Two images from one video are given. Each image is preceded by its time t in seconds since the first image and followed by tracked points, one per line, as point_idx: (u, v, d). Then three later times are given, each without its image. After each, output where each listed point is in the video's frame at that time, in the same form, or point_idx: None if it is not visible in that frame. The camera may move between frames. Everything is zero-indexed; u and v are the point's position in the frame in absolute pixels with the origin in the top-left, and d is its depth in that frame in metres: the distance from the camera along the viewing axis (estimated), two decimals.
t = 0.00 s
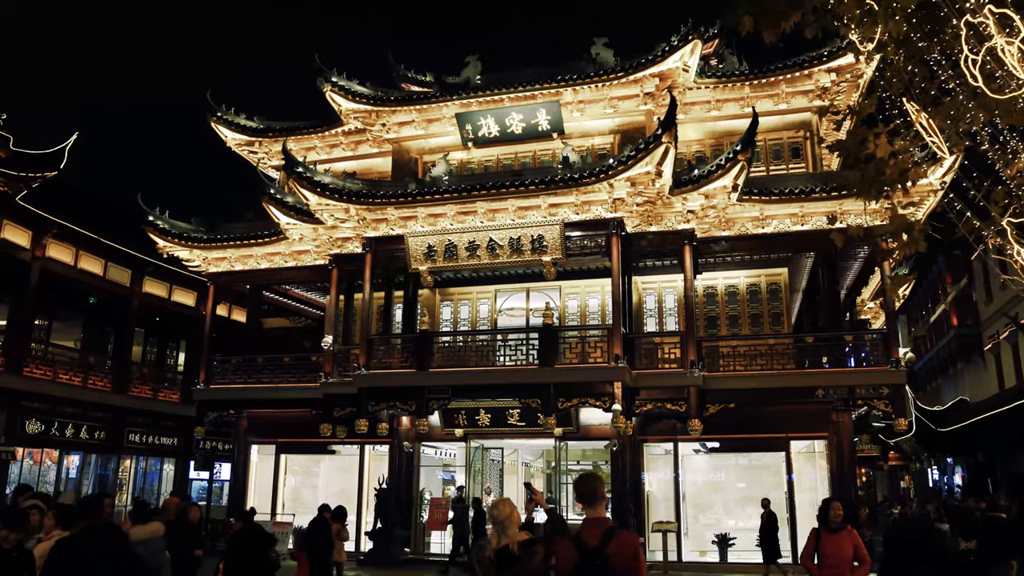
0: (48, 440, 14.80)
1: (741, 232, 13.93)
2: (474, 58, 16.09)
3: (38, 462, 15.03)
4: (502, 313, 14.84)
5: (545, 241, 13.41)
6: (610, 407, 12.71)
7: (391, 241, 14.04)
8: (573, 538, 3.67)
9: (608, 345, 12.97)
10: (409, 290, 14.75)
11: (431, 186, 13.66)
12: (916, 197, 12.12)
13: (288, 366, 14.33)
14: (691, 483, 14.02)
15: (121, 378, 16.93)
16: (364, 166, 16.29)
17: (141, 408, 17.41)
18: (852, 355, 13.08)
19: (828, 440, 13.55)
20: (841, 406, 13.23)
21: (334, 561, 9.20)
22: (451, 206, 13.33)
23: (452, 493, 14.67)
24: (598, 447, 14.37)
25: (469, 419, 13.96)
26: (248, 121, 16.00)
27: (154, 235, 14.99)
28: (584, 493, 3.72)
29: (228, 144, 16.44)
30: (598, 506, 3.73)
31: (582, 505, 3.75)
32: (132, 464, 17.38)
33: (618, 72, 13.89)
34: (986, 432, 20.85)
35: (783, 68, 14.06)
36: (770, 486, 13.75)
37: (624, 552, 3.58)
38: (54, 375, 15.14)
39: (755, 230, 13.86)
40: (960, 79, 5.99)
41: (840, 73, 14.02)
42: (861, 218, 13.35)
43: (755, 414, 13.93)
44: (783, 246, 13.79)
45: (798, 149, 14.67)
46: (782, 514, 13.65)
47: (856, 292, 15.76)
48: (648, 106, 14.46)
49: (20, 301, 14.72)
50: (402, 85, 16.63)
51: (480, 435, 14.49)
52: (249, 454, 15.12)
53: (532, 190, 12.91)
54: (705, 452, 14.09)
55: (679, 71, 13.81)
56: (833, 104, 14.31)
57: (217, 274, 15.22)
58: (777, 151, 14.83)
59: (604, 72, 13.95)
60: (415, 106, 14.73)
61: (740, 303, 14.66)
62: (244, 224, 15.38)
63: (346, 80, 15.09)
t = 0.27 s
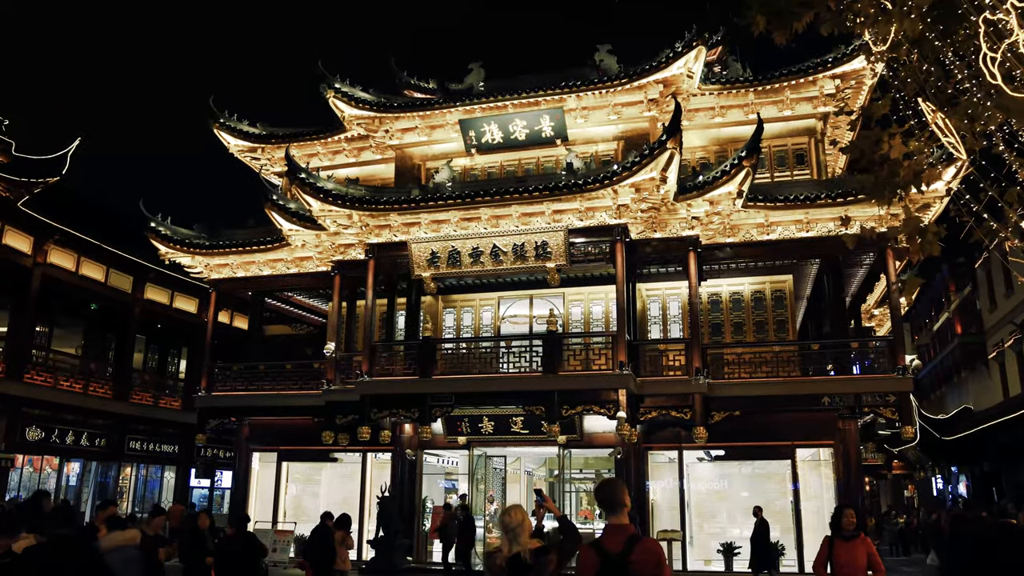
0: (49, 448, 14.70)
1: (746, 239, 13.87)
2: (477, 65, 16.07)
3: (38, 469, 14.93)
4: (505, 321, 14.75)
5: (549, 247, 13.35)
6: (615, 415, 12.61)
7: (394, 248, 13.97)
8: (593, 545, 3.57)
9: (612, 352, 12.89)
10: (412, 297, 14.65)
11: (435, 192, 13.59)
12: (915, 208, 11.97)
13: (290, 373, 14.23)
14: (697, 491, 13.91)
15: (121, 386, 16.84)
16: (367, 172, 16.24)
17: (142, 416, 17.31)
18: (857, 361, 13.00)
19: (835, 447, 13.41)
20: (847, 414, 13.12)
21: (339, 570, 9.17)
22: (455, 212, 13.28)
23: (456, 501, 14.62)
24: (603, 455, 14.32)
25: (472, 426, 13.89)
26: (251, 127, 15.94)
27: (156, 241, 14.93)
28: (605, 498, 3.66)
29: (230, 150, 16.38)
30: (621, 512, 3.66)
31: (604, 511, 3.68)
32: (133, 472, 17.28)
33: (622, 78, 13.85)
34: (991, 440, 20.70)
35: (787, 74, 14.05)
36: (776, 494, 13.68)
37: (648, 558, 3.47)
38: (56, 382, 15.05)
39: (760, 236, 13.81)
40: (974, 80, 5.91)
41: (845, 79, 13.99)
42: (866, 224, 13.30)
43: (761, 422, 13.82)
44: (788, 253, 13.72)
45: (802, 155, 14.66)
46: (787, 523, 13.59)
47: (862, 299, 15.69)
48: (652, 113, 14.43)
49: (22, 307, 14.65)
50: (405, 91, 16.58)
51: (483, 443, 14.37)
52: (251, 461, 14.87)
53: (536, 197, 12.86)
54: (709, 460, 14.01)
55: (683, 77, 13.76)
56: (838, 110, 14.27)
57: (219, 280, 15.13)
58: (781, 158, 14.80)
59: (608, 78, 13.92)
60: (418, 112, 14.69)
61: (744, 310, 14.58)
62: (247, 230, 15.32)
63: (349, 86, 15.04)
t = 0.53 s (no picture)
0: (50, 452, 14.57)
1: (752, 241, 13.77)
2: (480, 67, 15.98)
3: (39, 474, 14.80)
4: (510, 324, 14.63)
5: (554, 250, 13.25)
6: (621, 418, 12.50)
7: (397, 251, 13.86)
8: (612, 550, 3.49)
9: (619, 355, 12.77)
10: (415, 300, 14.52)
11: (439, 195, 13.49)
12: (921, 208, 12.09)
13: (293, 377, 14.11)
14: (704, 496, 13.77)
15: (123, 390, 16.72)
16: (370, 175, 16.14)
17: (143, 420, 17.18)
18: (865, 364, 12.90)
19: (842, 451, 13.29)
20: (856, 418, 13.01)
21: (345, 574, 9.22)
22: (459, 214, 13.18)
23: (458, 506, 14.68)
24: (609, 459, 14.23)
25: (476, 431, 13.89)
26: (253, 130, 15.82)
27: (158, 244, 14.81)
28: (627, 503, 3.58)
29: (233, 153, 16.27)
30: (644, 518, 3.57)
31: (625, 516, 3.60)
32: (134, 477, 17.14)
33: (627, 80, 13.77)
34: (997, 444, 20.54)
35: (792, 76, 13.97)
36: (785, 499, 13.52)
37: (670, 566, 3.39)
38: (57, 386, 14.93)
39: (766, 238, 13.70)
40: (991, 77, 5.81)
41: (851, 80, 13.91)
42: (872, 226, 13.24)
43: (767, 425, 13.69)
44: (795, 256, 13.63)
45: (808, 157, 14.56)
46: (795, 528, 13.44)
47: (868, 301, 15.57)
48: (657, 115, 14.35)
49: (23, 310, 14.55)
50: (408, 94, 16.48)
51: (487, 447, 14.25)
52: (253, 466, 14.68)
53: (541, 199, 12.77)
54: (716, 464, 13.88)
55: (688, 79, 13.67)
56: (844, 112, 14.20)
57: (222, 284, 15.01)
58: (787, 160, 14.70)
59: (613, 80, 13.83)
60: (421, 115, 14.60)
61: (751, 313, 14.46)
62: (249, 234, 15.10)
63: (352, 89, 14.96)
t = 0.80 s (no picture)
0: (52, 454, 14.47)
1: (758, 240, 13.66)
2: (483, 67, 15.84)
3: (41, 476, 14.67)
4: (513, 325, 14.52)
5: (559, 249, 13.15)
6: (628, 420, 12.41)
7: (401, 251, 13.75)
8: (633, 555, 3.39)
9: (624, 356, 12.67)
10: (418, 301, 14.42)
11: (443, 194, 13.39)
12: (941, 202, 12.06)
13: (296, 378, 14.01)
14: (711, 498, 13.65)
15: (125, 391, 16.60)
16: (373, 175, 16.04)
17: (146, 422, 17.08)
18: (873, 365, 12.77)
19: (851, 453, 13.16)
20: (864, 419, 12.91)
21: None
22: (463, 214, 13.09)
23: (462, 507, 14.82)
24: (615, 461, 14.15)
25: (481, 431, 13.89)
26: (256, 130, 15.70)
27: (160, 245, 14.69)
28: (645, 504, 3.54)
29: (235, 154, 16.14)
30: (663, 520, 3.51)
31: (643, 517, 3.54)
32: (136, 479, 17.03)
33: (631, 79, 13.67)
34: (1004, 445, 20.38)
35: (798, 74, 13.87)
36: (792, 500, 13.39)
37: (692, 568, 3.26)
38: (59, 388, 14.83)
39: (773, 238, 13.59)
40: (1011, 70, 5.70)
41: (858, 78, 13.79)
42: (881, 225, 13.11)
43: (775, 426, 13.58)
44: (802, 255, 13.51)
45: (815, 156, 14.43)
46: (803, 530, 13.31)
47: (875, 301, 15.46)
48: (662, 114, 14.25)
49: (25, 310, 14.47)
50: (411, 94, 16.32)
51: (492, 449, 14.16)
52: (255, 468, 14.55)
53: (546, 198, 12.67)
54: (723, 465, 13.77)
55: (693, 77, 13.57)
56: (851, 110, 14.09)
57: (224, 284, 14.91)
58: (794, 159, 14.58)
59: (617, 78, 13.74)
60: (425, 114, 14.49)
61: (757, 313, 14.36)
62: (253, 234, 14.99)
63: (355, 88, 14.85)
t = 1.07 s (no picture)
0: (55, 455, 14.37)
1: (768, 240, 13.55)
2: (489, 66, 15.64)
3: (45, 478, 14.51)
4: (520, 325, 14.39)
5: (567, 249, 13.03)
6: (636, 421, 12.30)
7: (407, 251, 13.63)
8: (661, 561, 3.38)
9: (633, 356, 12.56)
10: (424, 301, 14.31)
11: (449, 193, 13.28)
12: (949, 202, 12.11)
13: (301, 379, 13.89)
14: (722, 500, 13.58)
15: (130, 393, 16.49)
16: (378, 175, 15.92)
17: (150, 423, 16.97)
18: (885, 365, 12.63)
19: (861, 455, 13.04)
20: (875, 420, 12.79)
21: None
22: (470, 213, 12.98)
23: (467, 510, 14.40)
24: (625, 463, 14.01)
25: (486, 433, 13.65)
26: (261, 130, 15.54)
27: (164, 245, 14.55)
28: (673, 506, 3.45)
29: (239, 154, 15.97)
30: (693, 524, 3.40)
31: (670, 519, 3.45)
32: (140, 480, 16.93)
33: (639, 77, 13.57)
34: (1014, 447, 20.19)
35: (807, 72, 13.74)
36: (803, 502, 13.23)
37: (722, 572, 3.20)
38: (63, 389, 14.72)
39: (782, 237, 13.48)
40: None
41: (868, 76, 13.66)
42: (892, 224, 12.99)
43: (784, 427, 13.46)
44: (812, 255, 13.38)
45: (824, 155, 14.32)
46: (813, 532, 13.14)
47: (884, 301, 15.33)
48: (670, 112, 14.14)
49: (28, 311, 14.38)
50: (414, 94, 16.06)
51: (498, 451, 14.05)
52: (260, 470, 14.46)
53: (554, 197, 12.56)
54: (733, 467, 13.64)
55: (701, 75, 13.45)
56: (860, 108, 13.98)
57: (228, 285, 14.75)
58: (803, 158, 14.46)
59: (624, 77, 13.63)
60: (430, 113, 14.37)
61: (765, 313, 14.23)
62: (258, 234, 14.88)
63: (360, 87, 14.73)
